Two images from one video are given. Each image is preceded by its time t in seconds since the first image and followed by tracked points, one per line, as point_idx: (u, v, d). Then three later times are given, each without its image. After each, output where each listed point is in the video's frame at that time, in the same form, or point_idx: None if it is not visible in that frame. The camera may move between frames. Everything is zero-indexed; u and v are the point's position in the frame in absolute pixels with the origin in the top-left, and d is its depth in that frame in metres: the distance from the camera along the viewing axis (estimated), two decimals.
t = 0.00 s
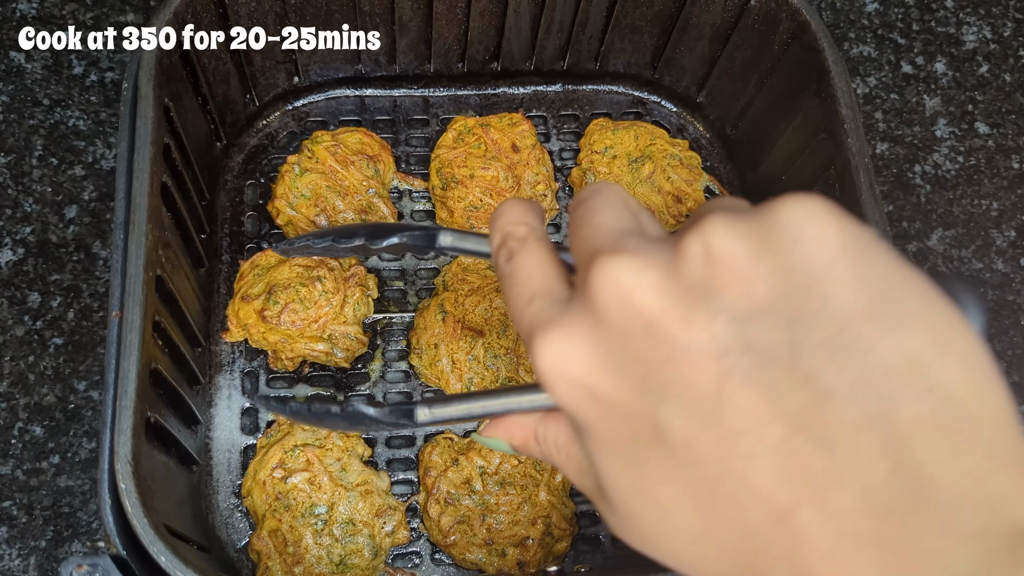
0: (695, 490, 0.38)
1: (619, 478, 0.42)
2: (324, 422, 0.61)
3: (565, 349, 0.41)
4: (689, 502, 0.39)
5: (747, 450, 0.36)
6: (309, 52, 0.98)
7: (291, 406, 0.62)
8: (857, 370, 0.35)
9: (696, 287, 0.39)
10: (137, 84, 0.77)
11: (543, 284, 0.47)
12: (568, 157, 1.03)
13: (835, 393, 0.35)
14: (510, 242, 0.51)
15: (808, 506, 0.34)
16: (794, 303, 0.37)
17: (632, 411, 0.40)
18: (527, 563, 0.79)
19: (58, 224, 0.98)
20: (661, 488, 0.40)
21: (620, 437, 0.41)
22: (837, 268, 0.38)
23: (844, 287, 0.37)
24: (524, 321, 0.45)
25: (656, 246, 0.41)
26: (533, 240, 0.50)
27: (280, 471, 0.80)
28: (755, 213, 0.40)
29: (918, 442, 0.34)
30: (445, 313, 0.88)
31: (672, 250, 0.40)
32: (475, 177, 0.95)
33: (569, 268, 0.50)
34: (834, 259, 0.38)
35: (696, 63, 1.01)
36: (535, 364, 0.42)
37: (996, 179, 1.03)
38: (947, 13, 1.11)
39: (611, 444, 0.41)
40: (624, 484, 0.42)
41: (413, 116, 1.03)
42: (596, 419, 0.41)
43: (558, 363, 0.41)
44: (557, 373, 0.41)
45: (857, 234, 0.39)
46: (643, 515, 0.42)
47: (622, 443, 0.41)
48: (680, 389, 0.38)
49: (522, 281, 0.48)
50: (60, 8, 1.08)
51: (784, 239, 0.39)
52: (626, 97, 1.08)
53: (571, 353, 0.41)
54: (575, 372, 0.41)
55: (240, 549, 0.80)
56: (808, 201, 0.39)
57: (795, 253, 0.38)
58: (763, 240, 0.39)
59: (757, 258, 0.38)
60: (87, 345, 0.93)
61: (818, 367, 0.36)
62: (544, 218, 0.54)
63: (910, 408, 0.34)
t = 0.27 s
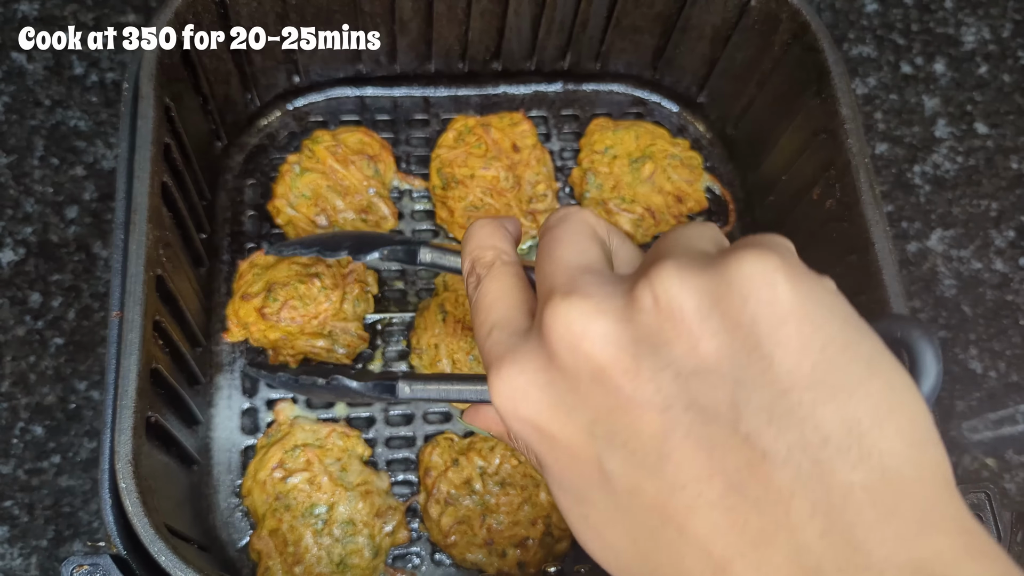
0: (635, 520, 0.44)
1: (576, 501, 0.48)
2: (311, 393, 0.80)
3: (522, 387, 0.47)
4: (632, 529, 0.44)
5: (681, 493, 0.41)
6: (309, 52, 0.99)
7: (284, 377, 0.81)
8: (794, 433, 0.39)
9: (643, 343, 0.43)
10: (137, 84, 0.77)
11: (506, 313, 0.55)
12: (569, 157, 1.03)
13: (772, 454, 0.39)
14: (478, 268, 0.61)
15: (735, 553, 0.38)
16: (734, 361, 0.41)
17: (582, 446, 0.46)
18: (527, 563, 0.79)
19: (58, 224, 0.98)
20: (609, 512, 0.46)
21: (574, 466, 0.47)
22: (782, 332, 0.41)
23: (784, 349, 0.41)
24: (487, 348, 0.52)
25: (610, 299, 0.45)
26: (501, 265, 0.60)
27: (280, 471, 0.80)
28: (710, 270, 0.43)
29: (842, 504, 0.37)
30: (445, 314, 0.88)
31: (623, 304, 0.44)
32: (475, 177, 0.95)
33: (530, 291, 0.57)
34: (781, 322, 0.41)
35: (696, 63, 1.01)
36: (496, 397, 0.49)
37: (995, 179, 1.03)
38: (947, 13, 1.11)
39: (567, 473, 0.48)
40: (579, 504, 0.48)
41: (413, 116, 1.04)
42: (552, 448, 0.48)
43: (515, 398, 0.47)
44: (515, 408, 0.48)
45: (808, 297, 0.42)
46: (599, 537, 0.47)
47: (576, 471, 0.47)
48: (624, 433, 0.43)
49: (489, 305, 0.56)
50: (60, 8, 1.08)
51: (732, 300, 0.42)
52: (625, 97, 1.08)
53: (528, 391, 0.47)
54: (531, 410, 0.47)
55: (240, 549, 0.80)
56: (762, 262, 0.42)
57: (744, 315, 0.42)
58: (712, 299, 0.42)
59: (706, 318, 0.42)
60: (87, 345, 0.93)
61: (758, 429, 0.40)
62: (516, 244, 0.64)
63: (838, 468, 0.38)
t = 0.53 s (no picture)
0: (656, 526, 0.44)
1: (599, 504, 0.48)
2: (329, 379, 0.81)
3: (546, 387, 0.47)
4: (653, 536, 0.44)
5: (708, 498, 0.40)
6: (309, 52, 0.99)
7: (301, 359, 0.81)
8: (826, 441, 0.39)
9: (676, 347, 0.43)
10: (137, 84, 0.77)
11: (527, 316, 0.55)
12: (569, 157, 1.03)
13: (803, 462, 0.39)
14: (500, 271, 0.61)
15: (764, 562, 0.38)
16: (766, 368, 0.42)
17: (606, 450, 0.45)
18: (527, 563, 0.79)
19: (58, 224, 0.98)
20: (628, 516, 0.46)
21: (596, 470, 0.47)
22: (816, 342, 0.42)
23: (819, 359, 0.41)
24: (509, 349, 0.52)
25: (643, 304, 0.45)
26: (523, 269, 0.60)
27: (280, 471, 0.80)
28: (745, 278, 0.43)
29: (874, 513, 0.37)
30: (445, 314, 0.88)
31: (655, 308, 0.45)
32: (475, 177, 0.95)
33: (552, 297, 0.57)
34: (816, 331, 0.42)
35: (696, 63, 1.01)
36: (519, 397, 0.48)
37: (995, 178, 1.03)
38: (947, 13, 1.11)
39: (589, 477, 0.48)
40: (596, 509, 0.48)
41: (413, 116, 1.04)
42: (574, 450, 0.48)
43: (538, 399, 0.47)
44: (537, 410, 0.48)
45: (841, 309, 0.42)
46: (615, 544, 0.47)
47: (598, 476, 0.47)
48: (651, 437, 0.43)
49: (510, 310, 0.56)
50: (60, 8, 1.08)
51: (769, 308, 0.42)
52: (626, 97, 1.08)
53: (553, 392, 0.47)
54: (555, 412, 0.47)
55: (240, 549, 0.80)
56: (800, 271, 0.42)
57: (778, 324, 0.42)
58: (747, 306, 0.43)
59: (740, 324, 0.43)
60: (87, 345, 0.93)
61: (789, 437, 0.40)
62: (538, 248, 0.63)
63: (868, 478, 0.38)
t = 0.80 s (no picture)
0: (653, 548, 0.45)
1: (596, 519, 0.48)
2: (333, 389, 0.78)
3: (537, 406, 0.48)
4: (649, 556, 0.45)
5: (701, 524, 0.41)
6: (309, 52, 0.99)
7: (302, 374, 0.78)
8: (820, 472, 0.40)
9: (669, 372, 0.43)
10: (137, 84, 0.77)
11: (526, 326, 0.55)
12: (569, 157, 1.03)
13: (797, 491, 0.40)
14: (500, 282, 0.61)
15: None
16: (758, 393, 0.42)
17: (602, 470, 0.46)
18: (527, 563, 0.79)
19: (58, 224, 0.98)
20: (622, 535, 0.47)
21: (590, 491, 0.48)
22: (810, 368, 0.41)
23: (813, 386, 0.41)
24: (506, 365, 0.53)
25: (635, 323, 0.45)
26: (527, 281, 0.60)
27: (280, 471, 0.80)
28: (741, 303, 0.42)
29: (869, 546, 0.37)
30: (445, 314, 0.88)
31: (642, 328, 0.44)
32: (475, 177, 0.95)
33: (552, 307, 0.58)
34: (811, 359, 0.41)
35: (696, 63, 1.01)
36: (515, 419, 0.49)
37: (995, 179, 1.03)
38: (947, 13, 1.11)
39: (587, 497, 0.49)
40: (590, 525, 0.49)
41: (413, 116, 1.03)
42: (571, 472, 0.49)
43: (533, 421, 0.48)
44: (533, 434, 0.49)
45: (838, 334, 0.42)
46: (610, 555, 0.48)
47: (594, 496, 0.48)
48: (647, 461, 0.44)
49: (511, 323, 0.57)
50: (60, 8, 1.08)
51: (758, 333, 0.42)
52: (626, 97, 1.08)
53: (546, 416, 0.47)
54: (548, 434, 0.48)
55: (240, 549, 0.80)
56: (796, 296, 0.42)
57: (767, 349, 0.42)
58: (740, 332, 0.42)
59: (734, 351, 0.42)
60: (87, 345, 0.93)
61: (783, 467, 0.40)
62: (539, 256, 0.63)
63: (865, 510, 0.38)
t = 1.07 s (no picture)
0: (677, 551, 0.45)
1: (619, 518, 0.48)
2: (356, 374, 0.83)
3: (559, 410, 0.48)
4: (672, 558, 0.45)
5: (727, 525, 0.41)
6: (309, 52, 0.99)
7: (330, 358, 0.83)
8: (844, 477, 0.40)
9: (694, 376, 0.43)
10: (137, 84, 0.77)
11: (549, 325, 0.55)
12: (569, 157, 1.03)
13: (821, 496, 0.40)
14: (525, 284, 0.60)
15: None
16: (785, 401, 0.41)
17: (626, 471, 0.46)
18: (527, 563, 0.79)
19: (58, 224, 0.98)
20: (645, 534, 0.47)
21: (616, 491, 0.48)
22: (835, 375, 0.41)
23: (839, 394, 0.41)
24: (529, 369, 0.52)
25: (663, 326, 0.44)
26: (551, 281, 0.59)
27: (280, 471, 0.80)
28: (765, 307, 0.42)
29: (894, 550, 0.38)
30: (445, 314, 0.88)
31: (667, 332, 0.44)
32: (475, 177, 0.95)
33: (575, 307, 0.57)
34: (835, 365, 0.41)
35: (696, 63, 1.01)
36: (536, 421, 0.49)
37: (995, 179, 1.03)
38: (947, 13, 1.11)
39: (610, 501, 0.49)
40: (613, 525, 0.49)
41: (413, 116, 1.03)
42: (593, 474, 0.49)
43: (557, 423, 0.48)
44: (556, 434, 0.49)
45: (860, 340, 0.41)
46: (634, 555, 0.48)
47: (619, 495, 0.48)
48: (673, 464, 0.43)
49: (531, 322, 0.56)
50: (60, 8, 1.08)
51: (783, 338, 0.41)
52: (626, 97, 1.08)
53: (570, 419, 0.47)
54: (572, 435, 0.48)
55: (240, 549, 0.80)
56: (820, 300, 0.41)
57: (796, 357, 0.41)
58: (763, 338, 0.42)
59: (756, 356, 0.42)
60: (87, 345, 0.93)
61: (807, 472, 0.40)
62: (561, 257, 0.63)
63: (889, 514, 0.39)
